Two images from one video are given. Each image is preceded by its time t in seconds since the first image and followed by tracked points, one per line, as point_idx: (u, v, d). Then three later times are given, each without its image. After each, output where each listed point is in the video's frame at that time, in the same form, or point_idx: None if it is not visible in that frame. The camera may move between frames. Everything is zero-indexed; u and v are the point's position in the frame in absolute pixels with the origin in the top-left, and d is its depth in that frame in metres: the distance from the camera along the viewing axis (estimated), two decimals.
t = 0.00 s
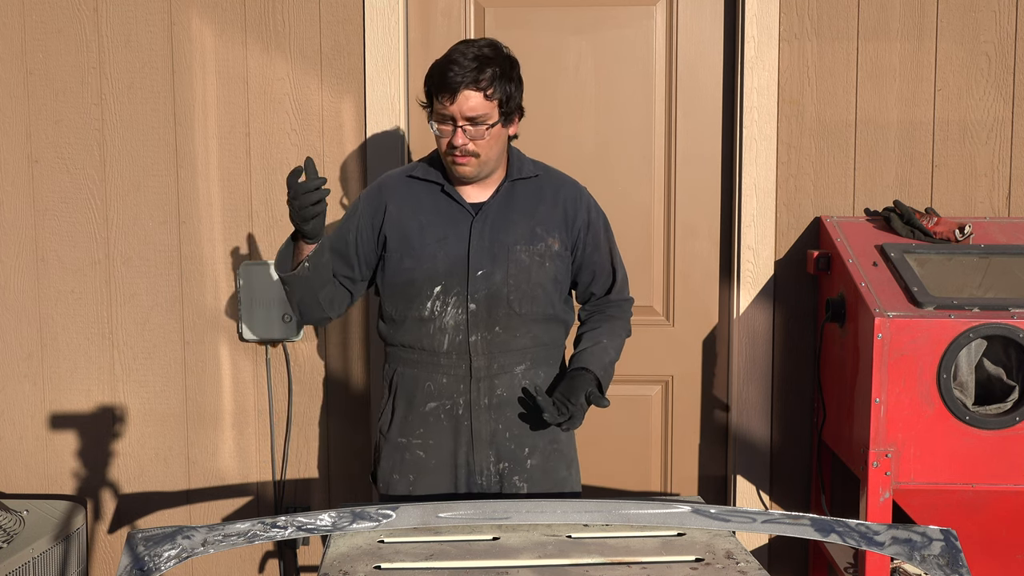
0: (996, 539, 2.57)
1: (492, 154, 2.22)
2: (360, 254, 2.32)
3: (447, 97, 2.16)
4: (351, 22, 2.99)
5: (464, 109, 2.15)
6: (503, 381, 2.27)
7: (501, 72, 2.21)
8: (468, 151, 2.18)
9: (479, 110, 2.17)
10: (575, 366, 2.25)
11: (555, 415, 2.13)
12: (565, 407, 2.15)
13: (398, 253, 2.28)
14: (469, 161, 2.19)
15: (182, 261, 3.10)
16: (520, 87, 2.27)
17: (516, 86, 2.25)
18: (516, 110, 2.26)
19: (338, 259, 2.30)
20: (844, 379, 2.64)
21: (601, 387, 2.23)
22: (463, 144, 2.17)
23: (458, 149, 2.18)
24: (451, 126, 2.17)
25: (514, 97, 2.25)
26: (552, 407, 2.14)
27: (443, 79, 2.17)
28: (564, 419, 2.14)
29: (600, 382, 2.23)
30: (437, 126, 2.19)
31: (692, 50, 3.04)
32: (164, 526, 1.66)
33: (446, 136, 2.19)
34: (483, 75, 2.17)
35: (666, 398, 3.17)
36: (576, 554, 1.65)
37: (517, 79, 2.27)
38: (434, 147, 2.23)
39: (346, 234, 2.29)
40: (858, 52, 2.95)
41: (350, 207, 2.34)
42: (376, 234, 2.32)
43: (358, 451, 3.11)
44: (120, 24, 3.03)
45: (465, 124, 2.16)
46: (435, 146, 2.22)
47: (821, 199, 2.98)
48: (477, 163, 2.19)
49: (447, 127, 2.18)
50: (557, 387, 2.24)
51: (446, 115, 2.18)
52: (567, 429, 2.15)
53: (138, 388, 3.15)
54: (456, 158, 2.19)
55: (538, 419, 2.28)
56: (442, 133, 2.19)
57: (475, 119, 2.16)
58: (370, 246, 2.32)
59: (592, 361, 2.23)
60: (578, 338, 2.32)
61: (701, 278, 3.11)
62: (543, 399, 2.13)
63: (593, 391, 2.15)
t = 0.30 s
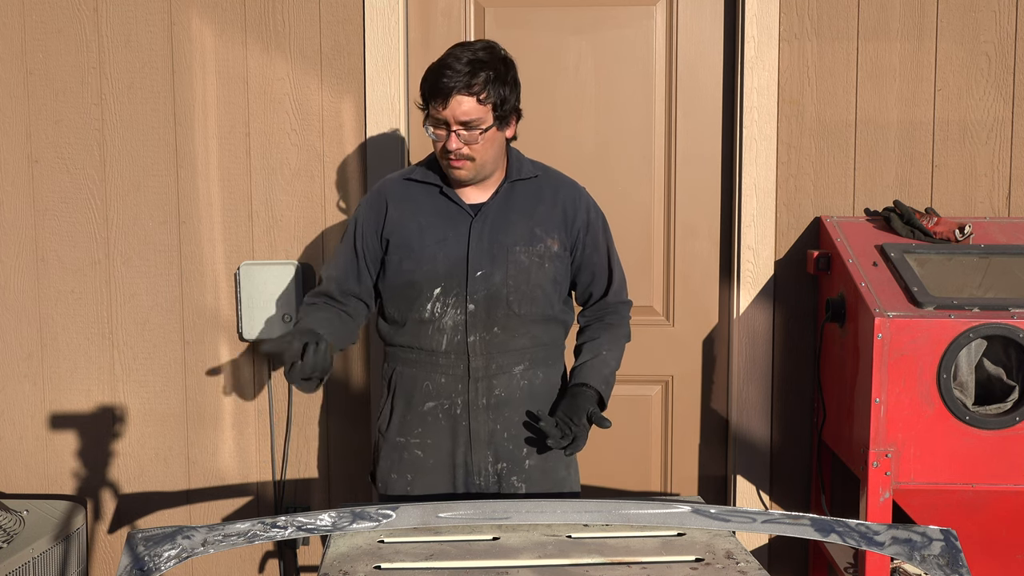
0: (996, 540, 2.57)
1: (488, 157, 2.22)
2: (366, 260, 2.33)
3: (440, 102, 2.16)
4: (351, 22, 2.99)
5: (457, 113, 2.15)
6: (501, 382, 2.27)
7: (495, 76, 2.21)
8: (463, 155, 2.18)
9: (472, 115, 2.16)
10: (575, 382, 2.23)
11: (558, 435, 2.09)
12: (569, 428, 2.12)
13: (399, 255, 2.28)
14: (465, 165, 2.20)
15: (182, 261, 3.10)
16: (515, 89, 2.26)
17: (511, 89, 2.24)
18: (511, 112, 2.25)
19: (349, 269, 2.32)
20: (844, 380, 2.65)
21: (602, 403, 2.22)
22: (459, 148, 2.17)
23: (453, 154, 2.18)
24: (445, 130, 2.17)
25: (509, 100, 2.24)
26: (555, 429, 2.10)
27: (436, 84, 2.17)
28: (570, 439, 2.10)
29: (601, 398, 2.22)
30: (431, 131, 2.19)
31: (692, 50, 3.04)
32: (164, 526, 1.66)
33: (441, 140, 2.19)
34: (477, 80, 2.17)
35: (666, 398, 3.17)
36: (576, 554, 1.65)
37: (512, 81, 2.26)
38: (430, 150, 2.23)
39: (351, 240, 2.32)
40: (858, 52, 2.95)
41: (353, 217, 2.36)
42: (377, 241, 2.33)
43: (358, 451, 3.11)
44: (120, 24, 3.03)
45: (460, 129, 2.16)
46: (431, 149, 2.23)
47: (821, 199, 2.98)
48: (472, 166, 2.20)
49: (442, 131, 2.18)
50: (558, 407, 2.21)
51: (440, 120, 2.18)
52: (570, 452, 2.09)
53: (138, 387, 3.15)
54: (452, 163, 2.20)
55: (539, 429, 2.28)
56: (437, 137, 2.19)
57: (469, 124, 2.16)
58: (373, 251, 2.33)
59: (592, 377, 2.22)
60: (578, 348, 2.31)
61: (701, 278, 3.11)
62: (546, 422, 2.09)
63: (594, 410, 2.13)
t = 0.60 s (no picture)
0: (996, 540, 2.57)
1: (484, 155, 2.22)
2: (366, 263, 2.33)
3: (438, 97, 2.16)
4: (351, 22, 2.99)
5: (455, 109, 2.15)
6: (502, 382, 2.27)
7: (492, 73, 2.21)
8: (460, 152, 2.18)
9: (469, 110, 2.16)
10: (576, 382, 2.23)
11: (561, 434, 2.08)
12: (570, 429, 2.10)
13: (399, 257, 2.28)
14: (461, 162, 2.19)
15: (182, 261, 3.10)
16: (512, 88, 2.27)
17: (507, 87, 2.24)
18: (507, 110, 2.25)
19: (352, 275, 2.32)
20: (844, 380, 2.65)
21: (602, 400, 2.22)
22: (456, 144, 2.17)
23: (450, 150, 2.18)
24: (442, 127, 2.17)
25: (506, 98, 2.24)
26: (558, 428, 2.08)
27: (434, 80, 2.17)
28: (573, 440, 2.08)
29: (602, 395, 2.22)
30: (428, 127, 2.19)
31: (692, 50, 3.04)
32: (164, 526, 1.66)
33: (438, 136, 2.19)
34: (474, 75, 2.17)
35: (666, 398, 3.17)
36: (576, 554, 1.65)
37: (509, 79, 2.26)
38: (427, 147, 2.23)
39: (351, 244, 2.32)
40: (858, 52, 2.95)
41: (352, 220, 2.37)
42: (377, 245, 2.33)
43: (358, 451, 3.11)
44: (120, 24, 3.03)
45: (457, 124, 2.16)
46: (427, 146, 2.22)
47: (821, 199, 2.98)
48: (468, 164, 2.20)
49: (439, 128, 2.18)
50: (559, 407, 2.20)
51: (437, 116, 2.17)
52: (574, 451, 2.07)
53: (138, 387, 3.15)
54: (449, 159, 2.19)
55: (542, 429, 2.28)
56: (434, 134, 2.18)
57: (467, 120, 2.15)
58: (374, 253, 2.33)
59: (592, 375, 2.22)
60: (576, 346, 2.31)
61: (701, 277, 3.11)
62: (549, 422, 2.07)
63: (596, 407, 2.12)
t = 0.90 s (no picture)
0: (996, 540, 2.57)
1: (486, 150, 2.22)
2: (365, 264, 2.33)
3: (439, 91, 2.16)
4: (351, 22, 2.99)
5: (456, 103, 2.16)
6: (502, 382, 2.27)
7: (493, 68, 2.21)
8: (462, 145, 2.18)
9: (471, 104, 2.17)
10: (576, 381, 2.23)
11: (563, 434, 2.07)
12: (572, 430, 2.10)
13: (398, 257, 2.28)
14: (463, 156, 2.19)
15: (182, 261, 3.10)
16: (512, 84, 2.27)
17: (508, 83, 2.25)
18: (508, 105, 2.26)
19: (351, 276, 2.32)
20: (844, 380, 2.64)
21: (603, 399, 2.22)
22: (457, 138, 2.17)
23: (452, 144, 2.18)
24: (443, 121, 2.17)
25: (506, 93, 2.24)
26: (560, 428, 2.08)
27: (435, 74, 2.17)
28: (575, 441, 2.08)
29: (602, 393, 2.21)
30: (429, 122, 2.19)
31: (692, 50, 3.04)
32: (164, 526, 1.66)
33: (440, 131, 2.19)
34: (475, 69, 2.17)
35: (666, 398, 3.17)
36: (576, 554, 1.65)
37: (509, 75, 2.26)
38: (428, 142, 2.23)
39: (349, 245, 2.33)
40: (858, 52, 2.95)
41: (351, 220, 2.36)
42: (376, 246, 2.33)
43: (358, 451, 3.11)
44: (120, 24, 3.03)
45: (459, 118, 2.17)
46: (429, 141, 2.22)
47: (821, 199, 2.98)
48: (469, 159, 2.19)
49: (440, 122, 2.18)
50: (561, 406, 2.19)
51: (438, 110, 2.18)
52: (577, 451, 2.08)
53: (138, 387, 3.15)
54: (450, 154, 2.19)
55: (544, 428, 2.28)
56: (435, 128, 2.19)
57: (468, 113, 2.16)
58: (372, 254, 2.33)
59: (593, 374, 2.22)
60: (575, 345, 2.31)
61: (701, 277, 3.11)
62: (552, 421, 2.06)
63: (599, 407, 2.11)
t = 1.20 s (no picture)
0: (996, 540, 2.57)
1: (486, 150, 2.22)
2: (365, 263, 2.33)
3: (441, 93, 2.16)
4: (351, 22, 2.98)
5: (458, 104, 2.16)
6: (502, 381, 2.27)
7: (494, 67, 2.21)
8: (464, 146, 2.18)
9: (472, 105, 2.17)
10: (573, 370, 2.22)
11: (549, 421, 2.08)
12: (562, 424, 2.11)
13: (398, 256, 2.28)
14: (465, 157, 2.20)
15: (182, 261, 3.10)
16: (513, 83, 2.27)
17: (508, 82, 2.25)
18: (508, 105, 2.26)
19: (352, 275, 2.32)
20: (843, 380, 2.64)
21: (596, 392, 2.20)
22: (459, 139, 2.17)
23: (453, 145, 2.18)
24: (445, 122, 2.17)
25: (507, 93, 2.24)
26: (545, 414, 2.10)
27: (436, 75, 2.17)
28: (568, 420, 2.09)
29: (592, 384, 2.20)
30: (430, 123, 2.20)
31: (692, 50, 3.04)
32: (164, 526, 1.66)
33: (441, 132, 2.19)
34: (476, 70, 2.17)
35: (665, 398, 3.17)
36: (576, 554, 1.65)
37: (509, 75, 2.27)
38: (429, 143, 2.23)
39: (350, 244, 2.31)
40: (858, 52, 2.95)
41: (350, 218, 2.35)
42: (373, 246, 2.32)
43: (358, 452, 3.11)
44: (120, 24, 3.03)
45: (460, 119, 2.17)
46: (430, 142, 2.22)
47: (821, 199, 2.98)
48: (471, 160, 2.20)
49: (442, 123, 2.19)
50: (552, 399, 2.19)
51: (439, 111, 2.18)
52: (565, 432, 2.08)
53: (138, 387, 3.15)
54: (452, 155, 2.19)
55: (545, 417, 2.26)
56: (437, 129, 2.19)
57: (470, 114, 2.16)
58: (372, 252, 2.33)
59: (588, 364, 2.20)
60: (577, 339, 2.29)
61: (701, 277, 3.11)
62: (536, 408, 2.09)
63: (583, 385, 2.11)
